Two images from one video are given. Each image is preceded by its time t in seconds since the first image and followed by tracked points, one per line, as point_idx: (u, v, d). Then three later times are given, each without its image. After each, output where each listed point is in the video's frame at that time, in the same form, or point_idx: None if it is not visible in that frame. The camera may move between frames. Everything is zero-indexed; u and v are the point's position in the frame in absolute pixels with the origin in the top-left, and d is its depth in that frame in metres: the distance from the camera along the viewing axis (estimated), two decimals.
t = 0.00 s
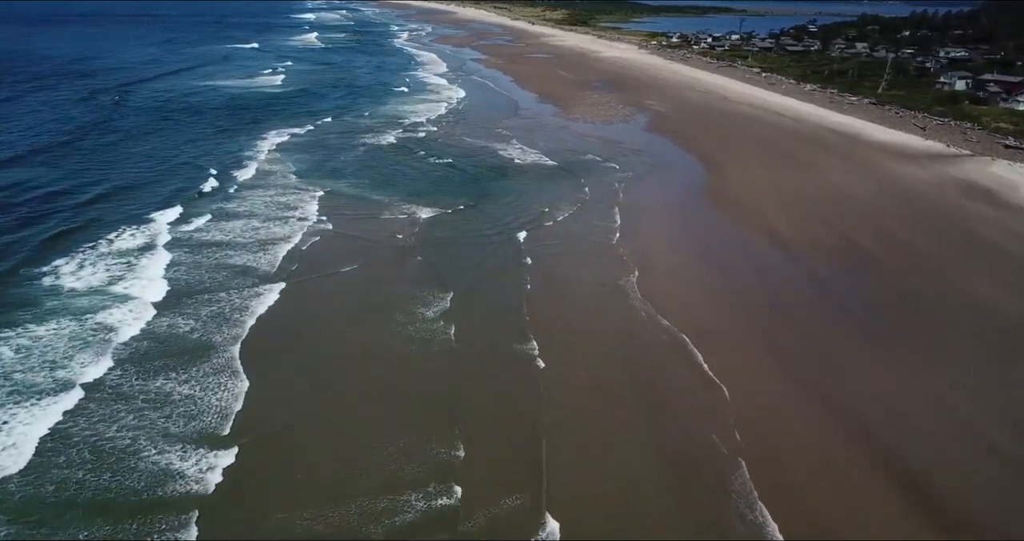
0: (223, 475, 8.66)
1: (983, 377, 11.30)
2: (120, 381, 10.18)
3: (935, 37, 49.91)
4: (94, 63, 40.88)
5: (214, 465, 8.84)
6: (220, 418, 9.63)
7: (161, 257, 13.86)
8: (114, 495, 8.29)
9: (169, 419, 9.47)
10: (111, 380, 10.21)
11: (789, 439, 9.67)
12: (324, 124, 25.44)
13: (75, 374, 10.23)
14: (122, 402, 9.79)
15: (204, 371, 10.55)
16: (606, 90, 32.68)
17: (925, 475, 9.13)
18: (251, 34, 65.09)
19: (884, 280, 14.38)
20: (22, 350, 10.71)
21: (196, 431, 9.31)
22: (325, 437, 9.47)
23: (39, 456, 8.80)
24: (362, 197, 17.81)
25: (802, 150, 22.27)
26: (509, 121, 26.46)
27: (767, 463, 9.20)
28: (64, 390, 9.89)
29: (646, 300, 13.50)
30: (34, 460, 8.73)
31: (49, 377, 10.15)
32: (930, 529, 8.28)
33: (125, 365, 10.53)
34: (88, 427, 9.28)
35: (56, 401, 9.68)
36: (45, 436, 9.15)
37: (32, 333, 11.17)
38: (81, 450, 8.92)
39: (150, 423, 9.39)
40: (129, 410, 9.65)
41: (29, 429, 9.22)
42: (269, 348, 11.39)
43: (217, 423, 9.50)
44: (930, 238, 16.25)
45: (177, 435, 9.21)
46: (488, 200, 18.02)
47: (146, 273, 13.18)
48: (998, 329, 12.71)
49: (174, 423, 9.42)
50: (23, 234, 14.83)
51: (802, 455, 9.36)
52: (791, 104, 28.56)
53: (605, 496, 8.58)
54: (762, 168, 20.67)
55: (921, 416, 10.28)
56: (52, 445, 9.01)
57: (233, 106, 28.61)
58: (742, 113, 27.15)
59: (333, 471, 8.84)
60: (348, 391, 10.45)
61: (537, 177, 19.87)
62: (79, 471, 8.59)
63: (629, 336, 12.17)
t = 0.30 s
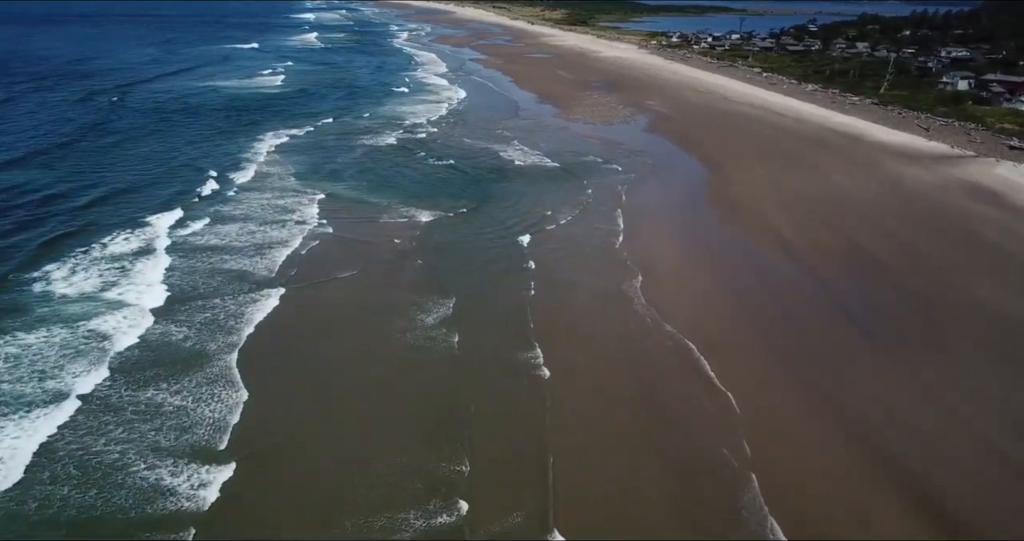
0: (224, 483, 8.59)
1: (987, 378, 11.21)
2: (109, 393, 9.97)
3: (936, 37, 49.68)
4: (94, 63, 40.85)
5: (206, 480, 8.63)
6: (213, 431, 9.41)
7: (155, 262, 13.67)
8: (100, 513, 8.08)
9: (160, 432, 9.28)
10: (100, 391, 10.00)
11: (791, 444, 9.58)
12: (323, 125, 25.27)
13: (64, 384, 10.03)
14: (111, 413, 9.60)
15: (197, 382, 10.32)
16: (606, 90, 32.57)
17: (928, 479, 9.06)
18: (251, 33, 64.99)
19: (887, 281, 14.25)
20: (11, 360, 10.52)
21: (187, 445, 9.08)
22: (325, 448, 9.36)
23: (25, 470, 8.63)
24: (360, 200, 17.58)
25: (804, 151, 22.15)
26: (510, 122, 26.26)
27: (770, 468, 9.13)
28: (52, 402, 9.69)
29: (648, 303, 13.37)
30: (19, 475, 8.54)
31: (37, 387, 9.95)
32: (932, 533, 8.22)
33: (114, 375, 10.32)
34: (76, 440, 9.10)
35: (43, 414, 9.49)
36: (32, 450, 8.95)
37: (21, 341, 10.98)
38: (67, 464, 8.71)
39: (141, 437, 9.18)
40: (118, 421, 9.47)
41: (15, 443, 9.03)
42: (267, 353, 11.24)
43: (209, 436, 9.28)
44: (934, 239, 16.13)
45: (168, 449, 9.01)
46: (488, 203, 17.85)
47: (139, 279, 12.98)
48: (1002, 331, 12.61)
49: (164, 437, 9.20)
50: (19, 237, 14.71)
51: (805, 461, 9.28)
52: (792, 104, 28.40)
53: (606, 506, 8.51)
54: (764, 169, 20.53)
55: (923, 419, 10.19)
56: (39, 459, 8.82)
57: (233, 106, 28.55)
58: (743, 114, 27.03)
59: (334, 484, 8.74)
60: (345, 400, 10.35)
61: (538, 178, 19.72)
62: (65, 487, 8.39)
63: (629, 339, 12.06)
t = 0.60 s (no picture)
0: (221, 496, 8.42)
1: (991, 382, 11.15)
2: (97, 405, 9.76)
3: (937, 37, 49.50)
4: (93, 63, 40.75)
5: (196, 498, 8.40)
6: (206, 445, 9.17)
7: (149, 268, 13.48)
8: (83, 533, 7.85)
9: (148, 447, 9.06)
10: (88, 403, 9.77)
11: (797, 452, 9.45)
12: (322, 126, 25.13)
13: (51, 395, 9.82)
14: (97, 426, 9.40)
15: (188, 394, 10.10)
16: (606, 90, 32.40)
17: (937, 489, 8.93)
18: (250, 34, 64.91)
19: (891, 283, 14.19)
20: None
21: (176, 461, 8.85)
22: (325, 455, 9.23)
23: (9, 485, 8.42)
24: (360, 204, 17.38)
25: (806, 151, 22.03)
26: (510, 123, 26.08)
27: (777, 478, 9.00)
28: (38, 415, 9.47)
29: (650, 306, 13.20)
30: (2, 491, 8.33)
31: (24, 398, 9.74)
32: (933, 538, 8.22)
33: (103, 387, 10.10)
34: (60, 454, 8.88)
35: (29, 427, 9.27)
36: (16, 464, 8.74)
37: (10, 350, 10.78)
38: (52, 479, 8.50)
39: (128, 452, 8.96)
40: (105, 435, 9.26)
41: None
42: (265, 360, 11.08)
43: (199, 451, 9.04)
44: (938, 240, 16.02)
45: (156, 465, 8.78)
46: (489, 205, 17.70)
47: (132, 285, 12.77)
48: (1006, 332, 12.56)
49: (153, 452, 8.98)
50: (14, 240, 14.58)
51: (814, 475, 9.07)
52: (794, 104, 28.22)
53: (612, 518, 8.35)
54: (767, 169, 20.39)
55: (931, 427, 10.06)
56: (24, 473, 8.61)
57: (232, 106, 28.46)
58: (744, 113, 26.92)
59: (336, 494, 8.59)
60: (345, 408, 10.19)
61: (539, 179, 19.59)
62: (48, 504, 8.19)
63: (630, 343, 11.92)
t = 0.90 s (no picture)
0: (216, 513, 8.19)
1: (998, 386, 11.03)
2: (84, 418, 9.53)
3: (939, 36, 49.33)
4: (92, 64, 40.63)
5: (186, 517, 8.15)
6: (196, 459, 8.91)
7: (142, 274, 13.29)
8: None
9: (136, 462, 8.81)
10: (75, 416, 9.53)
11: (804, 462, 9.27)
12: (321, 127, 25.00)
13: (38, 407, 9.59)
14: (83, 440, 9.15)
15: (179, 405, 9.87)
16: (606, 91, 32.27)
17: (947, 500, 8.75)
18: (248, 33, 64.58)
19: (894, 285, 14.07)
20: None
21: (163, 479, 8.58)
22: (325, 459, 9.13)
23: None
24: (359, 206, 17.23)
25: (808, 152, 21.89)
26: (509, 124, 25.91)
27: (783, 487, 8.84)
28: (23, 428, 9.24)
29: (653, 310, 13.01)
30: None
31: (10, 410, 9.52)
32: None
33: (91, 398, 9.86)
34: (44, 470, 8.64)
35: (14, 442, 9.03)
36: None
37: None
38: (35, 496, 8.26)
39: (114, 468, 8.70)
40: (91, 449, 9.01)
41: None
42: (262, 366, 10.91)
43: (189, 466, 8.78)
44: (942, 241, 15.90)
45: (144, 482, 8.54)
46: (490, 207, 17.56)
47: (124, 291, 12.57)
48: (1012, 336, 12.43)
49: (141, 468, 8.71)
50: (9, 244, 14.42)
51: (818, 481, 8.96)
52: (795, 105, 28.12)
53: (617, 528, 8.19)
54: (769, 171, 20.25)
55: (934, 431, 9.97)
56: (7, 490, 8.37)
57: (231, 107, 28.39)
58: (745, 114, 26.79)
59: (337, 505, 8.42)
60: (343, 412, 10.05)
61: (539, 181, 19.44)
62: (30, 523, 7.94)
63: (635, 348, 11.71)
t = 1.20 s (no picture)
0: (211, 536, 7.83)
1: (1005, 389, 10.83)
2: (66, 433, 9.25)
3: (940, 36, 49.13)
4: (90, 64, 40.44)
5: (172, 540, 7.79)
6: (184, 478, 8.58)
7: (133, 281, 13.07)
8: None
9: (119, 480, 8.51)
10: (57, 431, 9.26)
11: (809, 467, 9.06)
12: (319, 129, 24.81)
13: (20, 421, 9.34)
14: (64, 456, 8.87)
15: (166, 419, 9.59)
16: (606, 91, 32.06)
17: (958, 510, 8.50)
18: (247, 33, 64.22)
19: (899, 286, 13.86)
20: None
21: (147, 499, 8.27)
22: (322, 467, 8.96)
23: None
24: (357, 210, 17.04)
25: (810, 153, 21.68)
26: (509, 125, 25.71)
27: (791, 498, 8.56)
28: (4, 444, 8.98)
29: (654, 313, 12.80)
30: None
31: None
32: None
33: (75, 412, 9.60)
34: (23, 488, 8.37)
35: None
36: None
37: None
38: (12, 517, 7.97)
39: (95, 488, 8.39)
40: (73, 465, 8.72)
41: None
42: (255, 373, 10.71)
43: (175, 485, 8.45)
44: (947, 242, 15.69)
45: (128, 502, 8.24)
46: (489, 210, 17.37)
47: (114, 299, 12.33)
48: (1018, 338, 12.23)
49: (125, 488, 8.39)
50: None
51: (824, 487, 8.74)
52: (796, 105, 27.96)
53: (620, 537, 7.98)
54: (771, 172, 20.04)
55: (942, 438, 9.73)
56: None
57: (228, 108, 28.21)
58: (745, 114, 26.63)
59: (336, 514, 8.24)
60: (339, 419, 9.88)
61: (539, 184, 19.24)
62: None
63: (636, 353, 11.48)
